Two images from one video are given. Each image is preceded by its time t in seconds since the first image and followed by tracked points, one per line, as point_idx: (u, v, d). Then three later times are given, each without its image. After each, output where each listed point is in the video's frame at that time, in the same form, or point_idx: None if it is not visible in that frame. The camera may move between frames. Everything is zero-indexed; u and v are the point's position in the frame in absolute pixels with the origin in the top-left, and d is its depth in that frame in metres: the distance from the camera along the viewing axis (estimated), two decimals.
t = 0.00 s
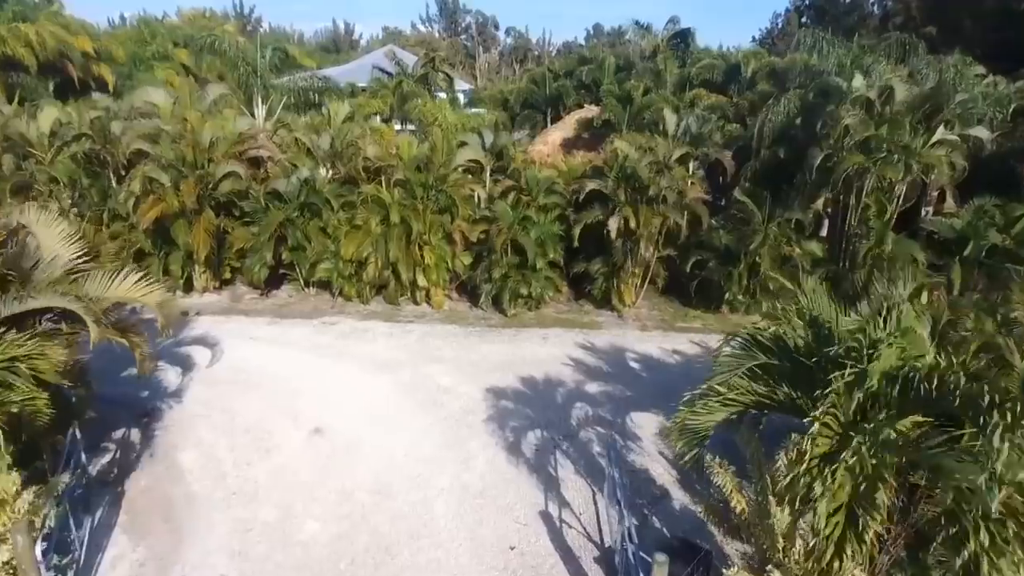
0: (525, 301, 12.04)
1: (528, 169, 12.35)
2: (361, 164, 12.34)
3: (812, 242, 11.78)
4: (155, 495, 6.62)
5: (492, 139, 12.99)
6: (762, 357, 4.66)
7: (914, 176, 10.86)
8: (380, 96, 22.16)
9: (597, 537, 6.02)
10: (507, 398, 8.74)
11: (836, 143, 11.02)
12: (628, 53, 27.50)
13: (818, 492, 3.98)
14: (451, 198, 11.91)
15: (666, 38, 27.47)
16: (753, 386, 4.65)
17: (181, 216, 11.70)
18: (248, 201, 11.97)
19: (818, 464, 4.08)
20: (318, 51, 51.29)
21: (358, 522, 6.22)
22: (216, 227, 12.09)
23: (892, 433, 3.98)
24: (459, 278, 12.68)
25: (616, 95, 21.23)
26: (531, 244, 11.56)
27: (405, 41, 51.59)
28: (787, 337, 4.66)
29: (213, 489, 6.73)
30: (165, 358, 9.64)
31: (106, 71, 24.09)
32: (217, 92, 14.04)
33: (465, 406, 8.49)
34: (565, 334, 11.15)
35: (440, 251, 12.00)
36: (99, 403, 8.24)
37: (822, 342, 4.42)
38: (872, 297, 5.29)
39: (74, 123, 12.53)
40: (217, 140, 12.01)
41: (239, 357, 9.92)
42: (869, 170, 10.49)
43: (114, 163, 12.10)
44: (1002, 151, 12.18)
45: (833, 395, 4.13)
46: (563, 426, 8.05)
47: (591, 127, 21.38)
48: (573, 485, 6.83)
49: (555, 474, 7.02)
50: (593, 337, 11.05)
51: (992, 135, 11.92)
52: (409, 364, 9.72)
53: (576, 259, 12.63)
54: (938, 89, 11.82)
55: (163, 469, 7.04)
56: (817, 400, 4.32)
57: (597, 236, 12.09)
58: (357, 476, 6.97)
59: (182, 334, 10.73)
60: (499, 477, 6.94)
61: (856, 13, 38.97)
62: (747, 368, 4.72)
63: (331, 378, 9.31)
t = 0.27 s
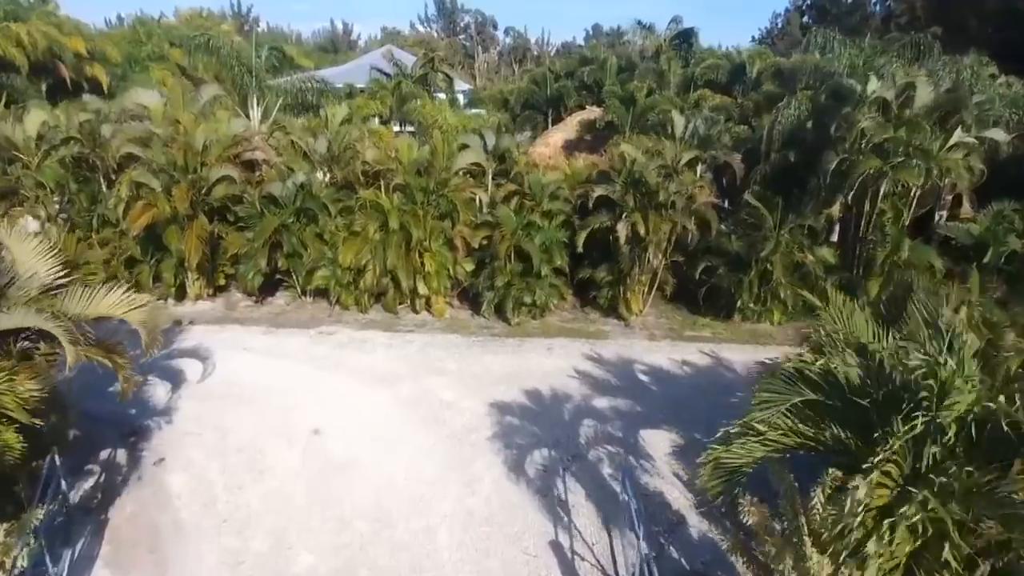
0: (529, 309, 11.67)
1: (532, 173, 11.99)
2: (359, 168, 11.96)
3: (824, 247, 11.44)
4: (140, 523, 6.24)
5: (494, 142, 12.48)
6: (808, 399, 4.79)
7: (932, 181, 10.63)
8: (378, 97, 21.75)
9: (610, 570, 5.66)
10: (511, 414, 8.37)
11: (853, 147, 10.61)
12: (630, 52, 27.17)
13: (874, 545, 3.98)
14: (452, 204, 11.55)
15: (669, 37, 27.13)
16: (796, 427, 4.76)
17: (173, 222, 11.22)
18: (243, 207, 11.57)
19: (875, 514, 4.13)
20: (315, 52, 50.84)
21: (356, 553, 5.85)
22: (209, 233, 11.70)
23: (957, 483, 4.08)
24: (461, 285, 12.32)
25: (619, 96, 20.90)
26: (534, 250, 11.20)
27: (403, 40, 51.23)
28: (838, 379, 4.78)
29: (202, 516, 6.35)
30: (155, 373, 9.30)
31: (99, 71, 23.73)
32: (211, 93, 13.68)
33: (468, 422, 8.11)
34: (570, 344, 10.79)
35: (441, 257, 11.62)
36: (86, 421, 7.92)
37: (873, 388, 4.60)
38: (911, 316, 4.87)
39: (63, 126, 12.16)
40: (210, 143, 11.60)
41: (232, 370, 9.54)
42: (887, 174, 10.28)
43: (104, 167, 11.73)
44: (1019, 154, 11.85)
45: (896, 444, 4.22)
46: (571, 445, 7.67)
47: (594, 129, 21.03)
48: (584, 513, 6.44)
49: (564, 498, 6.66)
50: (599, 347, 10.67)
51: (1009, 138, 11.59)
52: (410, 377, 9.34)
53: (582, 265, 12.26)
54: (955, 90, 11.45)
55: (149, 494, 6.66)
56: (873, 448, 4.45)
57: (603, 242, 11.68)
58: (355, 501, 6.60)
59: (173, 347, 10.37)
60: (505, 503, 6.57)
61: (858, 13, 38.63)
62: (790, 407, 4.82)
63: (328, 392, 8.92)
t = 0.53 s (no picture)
0: (534, 321, 11.30)
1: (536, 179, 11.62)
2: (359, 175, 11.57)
3: (839, 256, 11.08)
4: (125, 559, 5.86)
5: (498, 147, 11.95)
6: (873, 451, 4.41)
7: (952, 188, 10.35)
8: (378, 99, 21.35)
9: None
10: (519, 434, 7.98)
11: (872, 154, 10.26)
12: (633, 53, 26.83)
13: None
14: (455, 212, 11.17)
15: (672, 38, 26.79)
16: (860, 487, 4.44)
17: (165, 231, 10.87)
18: (238, 215, 11.18)
19: None
20: (314, 52, 50.37)
21: None
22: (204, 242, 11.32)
23: None
24: (463, 295, 11.95)
25: (622, 98, 20.55)
26: (540, 260, 10.84)
27: (402, 41, 50.90)
28: (907, 435, 4.37)
29: (192, 551, 5.98)
30: (144, 391, 8.96)
31: (93, 73, 23.37)
32: (204, 97, 13.29)
33: (473, 444, 7.73)
34: (577, 357, 10.42)
35: (443, 267, 11.26)
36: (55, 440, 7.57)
37: (953, 445, 4.20)
38: (952, 345, 4.61)
39: (51, 130, 11.76)
40: (204, 149, 11.19)
41: (226, 387, 9.15)
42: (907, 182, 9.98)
43: (94, 173, 11.37)
44: None
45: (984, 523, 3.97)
46: (583, 469, 7.29)
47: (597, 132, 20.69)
48: (597, 548, 6.06)
49: (577, 530, 6.28)
50: (607, 362, 10.30)
51: None
52: (412, 394, 8.96)
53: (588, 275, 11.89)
54: (974, 94, 11.08)
55: (136, 526, 6.28)
56: (956, 519, 4.14)
57: (610, 251, 11.30)
58: (355, 535, 6.22)
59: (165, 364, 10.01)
60: (514, 536, 6.20)
61: (862, 13, 38.28)
62: (851, 461, 4.45)
63: (326, 410, 8.54)
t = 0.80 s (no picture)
0: (541, 333, 10.88)
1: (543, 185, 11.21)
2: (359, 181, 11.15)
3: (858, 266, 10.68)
4: None
5: (503, 151, 11.59)
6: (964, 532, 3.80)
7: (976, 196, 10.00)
8: (378, 100, 20.96)
9: None
10: (528, 458, 7.58)
11: (893, 160, 9.91)
12: (638, 54, 26.43)
13: None
14: (459, 219, 10.77)
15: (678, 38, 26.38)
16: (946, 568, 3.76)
17: (156, 239, 10.44)
18: (233, 223, 10.79)
19: None
20: (314, 53, 50.02)
21: None
22: (198, 251, 10.92)
23: None
24: (468, 305, 11.54)
25: (628, 100, 20.16)
26: (547, 270, 10.43)
27: (403, 41, 50.56)
28: (1003, 514, 3.81)
29: None
30: (134, 409, 8.56)
31: (90, 74, 23.09)
32: (199, 99, 12.88)
33: (481, 469, 7.34)
34: (587, 372, 10.01)
35: (446, 277, 10.84)
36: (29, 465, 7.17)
37: None
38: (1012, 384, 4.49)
39: (39, 134, 11.37)
40: (198, 154, 10.77)
41: (220, 405, 8.75)
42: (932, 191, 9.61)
43: (84, 178, 11.02)
44: None
45: None
46: (597, 496, 6.89)
47: (602, 134, 20.31)
48: None
49: (592, 568, 5.91)
50: (618, 376, 9.86)
51: None
52: (415, 413, 8.55)
53: (597, 284, 11.48)
54: (1000, 96, 10.65)
55: (123, 564, 5.92)
56: None
57: (621, 260, 10.89)
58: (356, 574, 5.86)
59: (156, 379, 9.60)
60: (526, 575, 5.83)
61: (867, 13, 37.91)
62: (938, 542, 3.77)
63: (326, 430, 8.13)
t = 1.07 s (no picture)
0: (549, 347, 10.44)
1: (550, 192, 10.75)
2: (358, 188, 10.69)
3: (880, 278, 10.23)
4: None
5: (507, 157, 11.14)
6: None
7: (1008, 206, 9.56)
8: (379, 102, 20.51)
9: None
10: (539, 487, 7.13)
11: (918, 168, 9.54)
12: (643, 55, 26.04)
13: None
14: (464, 229, 10.34)
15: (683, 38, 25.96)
16: None
17: (146, 249, 10.00)
18: (228, 232, 10.34)
19: None
20: (314, 53, 49.61)
21: None
22: (191, 262, 10.48)
23: None
24: (472, 317, 11.09)
25: (635, 101, 19.74)
26: (555, 282, 9.98)
27: (403, 40, 50.22)
28: None
29: None
30: (121, 433, 8.12)
31: (85, 74, 22.69)
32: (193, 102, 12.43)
33: (489, 499, 6.90)
34: (597, 389, 9.57)
35: (450, 289, 10.40)
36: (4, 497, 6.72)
37: None
38: None
39: (25, 138, 10.90)
40: (191, 161, 10.32)
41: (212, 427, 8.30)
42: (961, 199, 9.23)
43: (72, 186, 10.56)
44: None
45: None
46: (613, 531, 6.46)
47: (607, 136, 19.91)
48: None
49: None
50: (630, 394, 9.41)
51: None
52: (418, 436, 8.10)
53: (606, 296, 11.02)
54: None
55: None
56: None
57: (632, 272, 10.45)
58: None
59: (146, 398, 9.15)
60: None
61: (873, 12, 37.48)
62: None
63: (323, 455, 7.67)
